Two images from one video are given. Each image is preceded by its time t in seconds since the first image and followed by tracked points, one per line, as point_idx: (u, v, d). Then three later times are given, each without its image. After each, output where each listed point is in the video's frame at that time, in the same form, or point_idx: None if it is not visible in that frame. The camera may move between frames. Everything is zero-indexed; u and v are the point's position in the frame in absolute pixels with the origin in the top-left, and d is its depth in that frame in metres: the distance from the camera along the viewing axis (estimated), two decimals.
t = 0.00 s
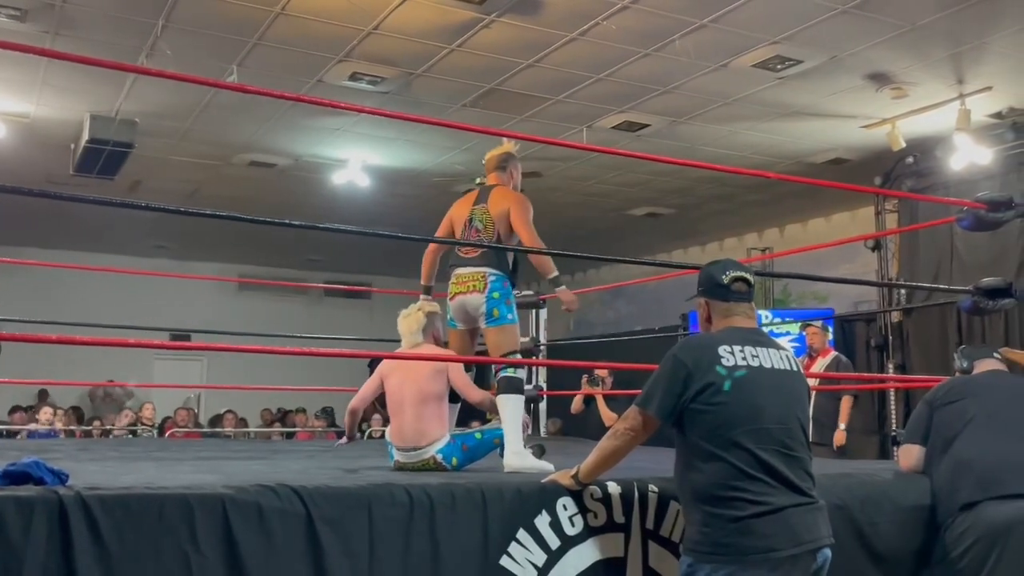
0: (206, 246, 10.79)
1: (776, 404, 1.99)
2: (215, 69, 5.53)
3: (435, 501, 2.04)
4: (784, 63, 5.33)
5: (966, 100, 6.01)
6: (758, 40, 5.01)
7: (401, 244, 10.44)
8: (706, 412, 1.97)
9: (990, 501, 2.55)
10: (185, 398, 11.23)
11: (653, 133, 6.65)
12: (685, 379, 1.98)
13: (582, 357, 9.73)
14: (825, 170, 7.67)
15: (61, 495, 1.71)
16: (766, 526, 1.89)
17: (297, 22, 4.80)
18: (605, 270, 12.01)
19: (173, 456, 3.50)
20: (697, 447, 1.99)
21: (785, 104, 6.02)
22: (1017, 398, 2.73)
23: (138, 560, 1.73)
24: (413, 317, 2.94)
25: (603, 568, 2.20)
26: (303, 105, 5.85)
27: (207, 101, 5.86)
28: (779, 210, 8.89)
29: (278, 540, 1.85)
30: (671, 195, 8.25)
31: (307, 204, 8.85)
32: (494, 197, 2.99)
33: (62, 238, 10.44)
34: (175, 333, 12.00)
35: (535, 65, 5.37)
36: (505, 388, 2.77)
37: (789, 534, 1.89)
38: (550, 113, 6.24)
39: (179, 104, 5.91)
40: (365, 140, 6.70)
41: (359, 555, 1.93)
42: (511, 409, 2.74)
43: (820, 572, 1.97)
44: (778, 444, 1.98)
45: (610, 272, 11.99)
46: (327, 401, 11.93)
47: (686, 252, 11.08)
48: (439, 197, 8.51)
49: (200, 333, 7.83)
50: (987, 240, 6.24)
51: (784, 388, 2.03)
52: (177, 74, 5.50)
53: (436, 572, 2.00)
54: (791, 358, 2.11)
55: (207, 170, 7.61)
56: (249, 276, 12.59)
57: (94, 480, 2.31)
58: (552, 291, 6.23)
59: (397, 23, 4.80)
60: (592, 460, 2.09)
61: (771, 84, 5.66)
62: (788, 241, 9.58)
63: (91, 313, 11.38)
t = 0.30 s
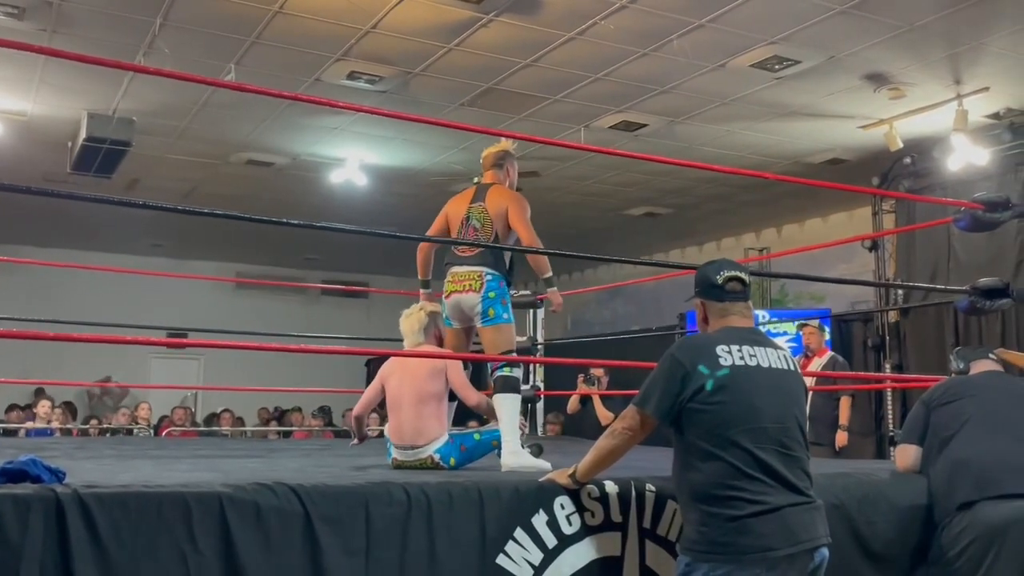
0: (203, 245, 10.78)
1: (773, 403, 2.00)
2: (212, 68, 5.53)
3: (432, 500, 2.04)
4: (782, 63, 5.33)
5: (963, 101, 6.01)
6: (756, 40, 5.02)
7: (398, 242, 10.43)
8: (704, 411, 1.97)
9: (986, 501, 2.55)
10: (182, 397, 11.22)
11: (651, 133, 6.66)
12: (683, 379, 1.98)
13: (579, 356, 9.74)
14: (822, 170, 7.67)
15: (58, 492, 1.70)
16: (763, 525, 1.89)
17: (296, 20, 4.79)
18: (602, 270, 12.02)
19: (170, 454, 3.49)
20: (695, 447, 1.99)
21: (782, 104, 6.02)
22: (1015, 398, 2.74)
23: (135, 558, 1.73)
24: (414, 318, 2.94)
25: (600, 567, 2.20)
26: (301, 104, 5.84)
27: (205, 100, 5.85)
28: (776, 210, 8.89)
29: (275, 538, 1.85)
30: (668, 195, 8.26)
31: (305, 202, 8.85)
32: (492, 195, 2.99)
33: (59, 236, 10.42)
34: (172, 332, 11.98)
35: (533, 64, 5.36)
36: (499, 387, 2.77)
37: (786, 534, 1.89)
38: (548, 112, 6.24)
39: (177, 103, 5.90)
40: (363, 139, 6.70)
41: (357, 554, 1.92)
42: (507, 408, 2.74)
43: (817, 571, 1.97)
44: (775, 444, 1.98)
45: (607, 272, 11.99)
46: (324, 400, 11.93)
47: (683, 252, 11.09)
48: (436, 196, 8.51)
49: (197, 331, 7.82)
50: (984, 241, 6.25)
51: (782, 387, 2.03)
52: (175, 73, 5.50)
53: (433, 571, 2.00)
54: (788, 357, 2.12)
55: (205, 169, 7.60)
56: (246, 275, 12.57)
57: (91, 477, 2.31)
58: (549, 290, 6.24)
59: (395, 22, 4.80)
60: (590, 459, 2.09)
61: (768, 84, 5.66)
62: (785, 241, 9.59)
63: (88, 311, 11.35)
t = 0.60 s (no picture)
0: (202, 245, 10.78)
1: (773, 402, 2.00)
2: (211, 67, 5.52)
3: (431, 499, 2.03)
4: (782, 63, 5.34)
5: (962, 101, 6.02)
6: (755, 40, 5.02)
7: (398, 242, 10.42)
8: (703, 411, 1.97)
9: (985, 501, 2.55)
10: (181, 397, 11.22)
11: (650, 133, 6.66)
12: (682, 379, 1.98)
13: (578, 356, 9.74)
14: (822, 170, 7.67)
15: (57, 491, 1.70)
16: (762, 525, 1.89)
17: (296, 20, 4.79)
18: (600, 270, 12.02)
19: (169, 454, 3.49)
20: (694, 446, 1.99)
21: (782, 104, 6.02)
22: (1014, 399, 2.74)
23: (134, 557, 1.73)
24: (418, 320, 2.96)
25: (599, 567, 2.20)
26: (300, 103, 5.84)
27: (204, 99, 5.85)
28: (775, 210, 8.90)
29: (274, 538, 1.85)
30: (667, 195, 8.26)
31: (304, 202, 8.84)
32: (487, 195, 2.99)
33: (59, 235, 10.42)
34: (171, 331, 11.97)
35: (533, 63, 5.36)
36: (499, 387, 2.77)
37: (785, 533, 1.89)
38: (547, 112, 6.24)
39: (176, 102, 5.90)
40: (363, 139, 6.70)
41: (356, 553, 1.92)
42: (506, 408, 2.74)
43: (817, 571, 1.97)
44: (774, 443, 1.98)
45: (606, 272, 11.99)
46: (323, 400, 11.93)
47: (682, 252, 11.09)
48: (435, 196, 8.51)
49: (196, 331, 7.82)
50: (983, 241, 6.26)
51: (782, 386, 2.03)
52: (174, 72, 5.50)
53: (432, 570, 2.00)
54: (788, 357, 2.12)
55: (205, 168, 7.60)
56: (245, 275, 12.57)
57: (90, 477, 2.31)
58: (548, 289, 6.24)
59: (395, 22, 4.79)
60: (589, 458, 2.08)
61: (768, 84, 5.66)
62: (784, 241, 9.60)
63: (87, 310, 11.34)
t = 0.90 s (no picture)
0: (202, 244, 10.78)
1: (773, 402, 2.00)
2: (212, 67, 5.53)
3: (432, 499, 2.03)
4: (782, 63, 5.34)
5: (963, 101, 6.01)
6: (756, 39, 5.02)
7: (398, 242, 10.42)
8: (704, 410, 1.97)
9: (984, 499, 2.55)
10: (181, 396, 11.23)
11: (651, 132, 6.65)
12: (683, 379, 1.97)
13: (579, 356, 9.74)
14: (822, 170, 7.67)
15: (58, 490, 1.70)
16: (763, 524, 1.89)
17: (297, 20, 4.79)
18: (601, 270, 12.02)
19: (169, 454, 3.49)
20: (695, 446, 1.99)
21: (783, 103, 6.02)
22: (1013, 397, 2.74)
23: (136, 556, 1.73)
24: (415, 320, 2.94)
25: (601, 567, 2.20)
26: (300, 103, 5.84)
27: (204, 99, 5.85)
28: (776, 210, 8.89)
29: (275, 538, 1.85)
30: (668, 195, 8.26)
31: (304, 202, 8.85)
32: (485, 194, 2.99)
33: (59, 235, 10.42)
34: (171, 331, 11.97)
35: (533, 63, 5.36)
36: (499, 388, 2.77)
37: (785, 533, 1.89)
38: (547, 112, 6.24)
39: (177, 102, 5.90)
40: (364, 139, 6.70)
41: (357, 553, 1.93)
42: (506, 408, 2.74)
43: (817, 570, 1.97)
44: (775, 443, 1.98)
45: (606, 271, 11.99)
46: (324, 399, 11.93)
47: (682, 252, 11.09)
48: (436, 196, 8.51)
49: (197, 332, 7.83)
50: (984, 242, 6.26)
51: (782, 386, 2.03)
52: (175, 72, 5.50)
53: (433, 570, 2.00)
54: (789, 357, 2.12)
55: (206, 168, 7.60)
56: (245, 275, 12.57)
57: (91, 476, 2.31)
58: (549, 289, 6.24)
59: (395, 21, 4.79)
60: (590, 458, 2.09)
61: (769, 84, 5.66)
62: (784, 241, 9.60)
63: (87, 310, 11.35)
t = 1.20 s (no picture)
0: (203, 245, 10.79)
1: (774, 402, 2.00)
2: (213, 68, 5.53)
3: (433, 499, 2.03)
4: (783, 63, 5.33)
5: (964, 101, 6.00)
6: (757, 39, 5.01)
7: (399, 242, 10.42)
8: (705, 411, 1.97)
9: (997, 497, 2.55)
10: (182, 397, 11.23)
11: (652, 132, 6.65)
12: (684, 379, 1.97)
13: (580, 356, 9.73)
14: (823, 170, 7.67)
15: (59, 491, 1.70)
16: (765, 525, 1.89)
17: (298, 20, 4.80)
18: (601, 270, 12.02)
19: (170, 454, 3.49)
20: (696, 446, 1.99)
21: (783, 103, 6.02)
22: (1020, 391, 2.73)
23: (137, 556, 1.73)
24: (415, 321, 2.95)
25: (603, 567, 2.20)
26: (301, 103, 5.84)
27: (205, 100, 5.86)
28: (776, 210, 8.89)
29: (277, 538, 1.85)
30: (668, 195, 8.26)
31: (305, 202, 8.85)
32: (486, 193, 2.99)
33: (60, 236, 10.43)
34: (172, 331, 11.97)
35: (533, 63, 5.36)
36: (500, 388, 2.76)
37: (787, 534, 1.88)
38: (548, 112, 6.24)
39: (178, 102, 5.90)
40: (365, 139, 6.70)
41: (359, 553, 1.92)
42: (508, 408, 2.73)
43: (819, 571, 1.97)
44: (776, 443, 1.98)
45: (607, 272, 11.99)
46: (324, 400, 11.93)
47: (683, 252, 11.08)
48: (437, 196, 8.52)
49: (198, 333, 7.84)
50: (985, 242, 6.25)
51: (783, 387, 2.03)
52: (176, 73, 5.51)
53: (435, 570, 2.00)
54: (790, 357, 2.11)
55: (207, 169, 7.60)
56: (246, 275, 12.57)
57: (92, 476, 2.31)
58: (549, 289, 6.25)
59: (395, 21, 4.79)
60: (592, 458, 2.08)
61: (769, 84, 5.66)
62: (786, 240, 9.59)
63: (88, 311, 11.35)
